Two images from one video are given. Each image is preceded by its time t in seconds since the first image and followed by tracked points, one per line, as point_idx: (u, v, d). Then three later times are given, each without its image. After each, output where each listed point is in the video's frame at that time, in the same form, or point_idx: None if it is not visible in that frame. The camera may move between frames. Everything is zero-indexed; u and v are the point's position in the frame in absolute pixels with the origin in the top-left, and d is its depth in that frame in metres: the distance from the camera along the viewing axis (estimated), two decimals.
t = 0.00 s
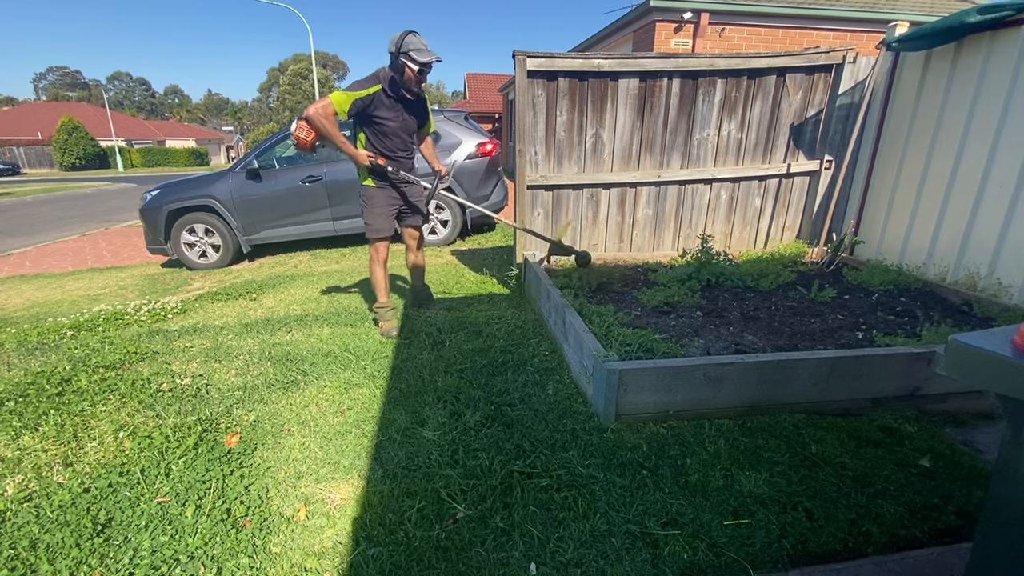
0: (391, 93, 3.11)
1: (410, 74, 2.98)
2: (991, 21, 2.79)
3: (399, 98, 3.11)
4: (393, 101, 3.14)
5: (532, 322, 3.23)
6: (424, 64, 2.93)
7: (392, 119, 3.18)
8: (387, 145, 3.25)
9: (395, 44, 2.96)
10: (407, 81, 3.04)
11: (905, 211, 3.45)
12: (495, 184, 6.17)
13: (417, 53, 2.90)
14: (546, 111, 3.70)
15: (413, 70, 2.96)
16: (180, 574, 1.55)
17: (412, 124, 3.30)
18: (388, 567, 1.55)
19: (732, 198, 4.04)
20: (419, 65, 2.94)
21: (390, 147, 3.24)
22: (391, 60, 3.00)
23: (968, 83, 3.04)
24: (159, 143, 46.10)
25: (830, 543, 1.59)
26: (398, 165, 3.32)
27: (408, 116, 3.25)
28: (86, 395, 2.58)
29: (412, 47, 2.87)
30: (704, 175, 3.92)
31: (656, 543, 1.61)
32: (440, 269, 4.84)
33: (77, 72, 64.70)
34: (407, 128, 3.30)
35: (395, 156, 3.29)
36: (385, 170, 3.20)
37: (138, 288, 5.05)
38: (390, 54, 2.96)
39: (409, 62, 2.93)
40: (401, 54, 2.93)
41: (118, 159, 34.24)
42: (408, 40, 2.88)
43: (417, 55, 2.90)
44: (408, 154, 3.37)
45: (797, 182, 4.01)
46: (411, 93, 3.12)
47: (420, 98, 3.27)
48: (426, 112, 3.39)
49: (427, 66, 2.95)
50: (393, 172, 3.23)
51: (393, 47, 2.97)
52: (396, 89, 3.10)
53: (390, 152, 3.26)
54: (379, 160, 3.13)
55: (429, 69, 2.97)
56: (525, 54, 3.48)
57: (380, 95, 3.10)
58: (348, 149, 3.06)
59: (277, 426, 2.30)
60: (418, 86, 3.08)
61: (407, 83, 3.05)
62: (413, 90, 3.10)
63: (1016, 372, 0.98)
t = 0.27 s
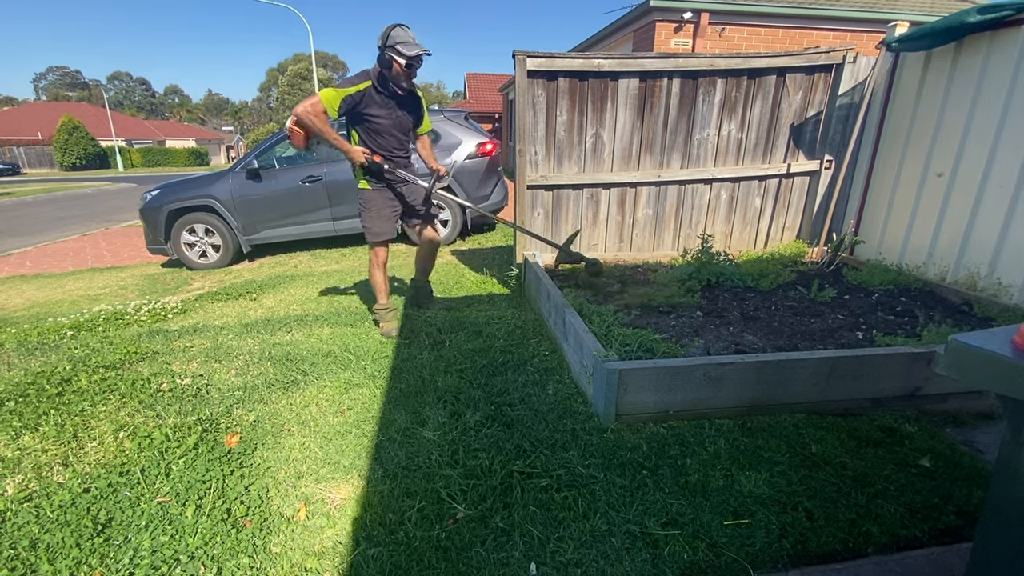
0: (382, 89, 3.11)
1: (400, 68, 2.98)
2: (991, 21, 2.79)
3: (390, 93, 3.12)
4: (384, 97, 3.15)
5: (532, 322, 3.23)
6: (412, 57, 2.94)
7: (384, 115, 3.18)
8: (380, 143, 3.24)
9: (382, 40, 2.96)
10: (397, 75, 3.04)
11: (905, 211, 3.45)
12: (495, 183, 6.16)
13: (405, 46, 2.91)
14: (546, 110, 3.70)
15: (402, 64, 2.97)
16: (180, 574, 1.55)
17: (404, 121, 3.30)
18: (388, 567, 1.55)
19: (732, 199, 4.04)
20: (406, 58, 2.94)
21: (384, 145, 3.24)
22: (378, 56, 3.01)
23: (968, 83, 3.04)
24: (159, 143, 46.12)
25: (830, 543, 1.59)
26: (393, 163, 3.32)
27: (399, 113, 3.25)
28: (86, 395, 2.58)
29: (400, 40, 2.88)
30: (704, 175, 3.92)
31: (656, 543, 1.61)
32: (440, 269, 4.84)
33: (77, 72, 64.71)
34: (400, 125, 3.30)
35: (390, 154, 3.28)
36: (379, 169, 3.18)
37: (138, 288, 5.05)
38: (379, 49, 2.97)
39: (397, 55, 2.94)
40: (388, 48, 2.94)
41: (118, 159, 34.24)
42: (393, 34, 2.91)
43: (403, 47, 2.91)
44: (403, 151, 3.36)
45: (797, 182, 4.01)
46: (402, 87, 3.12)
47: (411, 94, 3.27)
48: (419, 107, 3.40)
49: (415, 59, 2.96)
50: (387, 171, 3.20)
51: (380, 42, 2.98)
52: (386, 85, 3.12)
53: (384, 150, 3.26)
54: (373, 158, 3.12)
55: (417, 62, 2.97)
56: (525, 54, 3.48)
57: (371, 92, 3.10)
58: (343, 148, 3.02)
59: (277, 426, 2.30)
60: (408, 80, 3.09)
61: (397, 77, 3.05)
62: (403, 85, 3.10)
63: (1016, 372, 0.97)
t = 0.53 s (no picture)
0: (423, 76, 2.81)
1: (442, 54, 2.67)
2: (991, 21, 2.79)
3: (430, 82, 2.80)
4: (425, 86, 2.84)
5: (532, 322, 3.23)
6: (459, 42, 2.64)
7: (422, 105, 2.86)
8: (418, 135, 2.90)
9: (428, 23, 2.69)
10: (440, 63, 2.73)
11: (905, 211, 3.45)
12: (496, 183, 6.16)
13: (450, 29, 2.61)
14: (546, 110, 3.70)
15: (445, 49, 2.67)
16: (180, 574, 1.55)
17: (447, 115, 2.95)
18: (388, 567, 1.55)
19: (732, 199, 4.04)
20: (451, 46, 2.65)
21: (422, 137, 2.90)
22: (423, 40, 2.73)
23: (968, 83, 3.04)
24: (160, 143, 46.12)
25: (830, 543, 1.59)
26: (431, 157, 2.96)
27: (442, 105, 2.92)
28: (86, 396, 2.58)
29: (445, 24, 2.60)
30: (705, 175, 3.92)
31: (656, 543, 1.61)
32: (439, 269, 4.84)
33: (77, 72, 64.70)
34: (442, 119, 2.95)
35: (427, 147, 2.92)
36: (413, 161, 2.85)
37: (138, 288, 5.05)
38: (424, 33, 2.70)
39: (441, 41, 2.65)
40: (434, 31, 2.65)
41: (118, 159, 34.24)
42: (440, 19, 2.63)
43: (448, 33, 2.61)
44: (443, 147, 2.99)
45: (797, 182, 4.01)
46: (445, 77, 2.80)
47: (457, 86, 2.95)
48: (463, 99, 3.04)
49: (459, 45, 2.65)
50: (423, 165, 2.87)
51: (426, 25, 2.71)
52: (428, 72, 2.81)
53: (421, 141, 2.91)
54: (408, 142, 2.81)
55: (463, 51, 2.67)
56: (525, 54, 3.48)
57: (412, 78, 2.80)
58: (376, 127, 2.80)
59: (277, 426, 2.30)
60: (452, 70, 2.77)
61: (439, 65, 2.74)
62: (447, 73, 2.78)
63: (1016, 372, 0.97)
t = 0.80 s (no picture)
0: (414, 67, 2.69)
1: (433, 44, 2.53)
2: (991, 21, 2.79)
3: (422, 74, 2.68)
4: (416, 78, 2.72)
5: (532, 322, 3.23)
6: (451, 32, 2.50)
7: (412, 100, 2.74)
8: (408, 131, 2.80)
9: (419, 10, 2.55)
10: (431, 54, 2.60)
11: (905, 211, 3.45)
12: (495, 183, 6.17)
13: (443, 16, 2.45)
14: (546, 110, 3.70)
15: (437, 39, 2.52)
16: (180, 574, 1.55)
17: (439, 110, 2.84)
18: (388, 567, 1.55)
19: (732, 199, 4.04)
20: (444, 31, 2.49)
21: (412, 134, 2.80)
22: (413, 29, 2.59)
23: (968, 83, 3.04)
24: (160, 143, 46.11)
25: (830, 543, 1.59)
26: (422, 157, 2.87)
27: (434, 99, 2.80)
28: (86, 396, 2.58)
29: (436, 10, 2.44)
30: (705, 174, 3.92)
31: (656, 543, 1.61)
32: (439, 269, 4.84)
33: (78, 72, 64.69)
34: (433, 114, 2.84)
35: (417, 146, 2.83)
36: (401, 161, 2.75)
37: (138, 288, 5.05)
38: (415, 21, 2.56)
39: (432, 28, 2.50)
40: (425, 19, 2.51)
41: (118, 159, 34.24)
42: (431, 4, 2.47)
43: (440, 18, 2.46)
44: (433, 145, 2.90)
45: (797, 182, 4.01)
46: (437, 69, 2.67)
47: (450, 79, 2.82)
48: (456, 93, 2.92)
49: (451, 35, 2.51)
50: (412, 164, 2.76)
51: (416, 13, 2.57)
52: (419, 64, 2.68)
53: (411, 139, 2.82)
54: (398, 140, 2.70)
55: (456, 37, 2.52)
56: (525, 54, 3.48)
57: (402, 71, 2.69)
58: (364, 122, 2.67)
59: (277, 426, 2.30)
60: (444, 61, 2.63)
61: (431, 55, 2.60)
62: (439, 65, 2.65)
63: (1016, 372, 0.97)
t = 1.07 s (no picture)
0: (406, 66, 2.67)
1: (426, 40, 2.53)
2: (991, 21, 2.79)
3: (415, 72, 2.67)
4: (408, 77, 2.70)
5: (532, 322, 3.23)
6: (443, 28, 2.51)
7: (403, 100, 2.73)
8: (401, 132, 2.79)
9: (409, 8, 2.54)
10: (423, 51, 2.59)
11: (905, 211, 3.45)
12: (496, 183, 6.17)
13: (436, 12, 2.46)
14: (546, 110, 3.70)
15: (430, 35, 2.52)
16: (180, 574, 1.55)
17: (431, 109, 2.83)
18: (388, 567, 1.55)
19: (732, 199, 4.04)
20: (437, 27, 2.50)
21: (405, 134, 2.79)
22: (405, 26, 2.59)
23: (968, 83, 3.04)
24: (160, 143, 46.12)
25: (830, 543, 1.59)
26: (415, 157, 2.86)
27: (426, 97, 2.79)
28: (86, 396, 2.58)
29: (429, 6, 2.45)
30: (705, 174, 3.92)
31: (656, 543, 1.61)
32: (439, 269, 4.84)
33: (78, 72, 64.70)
34: (425, 113, 2.83)
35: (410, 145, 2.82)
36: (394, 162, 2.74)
37: (138, 288, 5.05)
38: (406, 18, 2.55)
39: (423, 25, 2.50)
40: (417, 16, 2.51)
41: (118, 159, 34.24)
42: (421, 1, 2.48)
43: (432, 15, 2.47)
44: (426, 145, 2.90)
45: (797, 182, 4.01)
46: (429, 67, 2.66)
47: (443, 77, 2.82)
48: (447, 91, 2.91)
49: (444, 31, 2.52)
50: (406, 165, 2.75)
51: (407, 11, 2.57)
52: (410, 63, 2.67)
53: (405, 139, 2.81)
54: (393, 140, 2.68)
55: (447, 32, 2.52)
56: (525, 54, 3.48)
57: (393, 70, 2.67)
58: (358, 122, 2.67)
59: (277, 426, 2.30)
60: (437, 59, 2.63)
61: (423, 53, 2.60)
62: (431, 63, 2.64)
63: (1016, 372, 0.97)
